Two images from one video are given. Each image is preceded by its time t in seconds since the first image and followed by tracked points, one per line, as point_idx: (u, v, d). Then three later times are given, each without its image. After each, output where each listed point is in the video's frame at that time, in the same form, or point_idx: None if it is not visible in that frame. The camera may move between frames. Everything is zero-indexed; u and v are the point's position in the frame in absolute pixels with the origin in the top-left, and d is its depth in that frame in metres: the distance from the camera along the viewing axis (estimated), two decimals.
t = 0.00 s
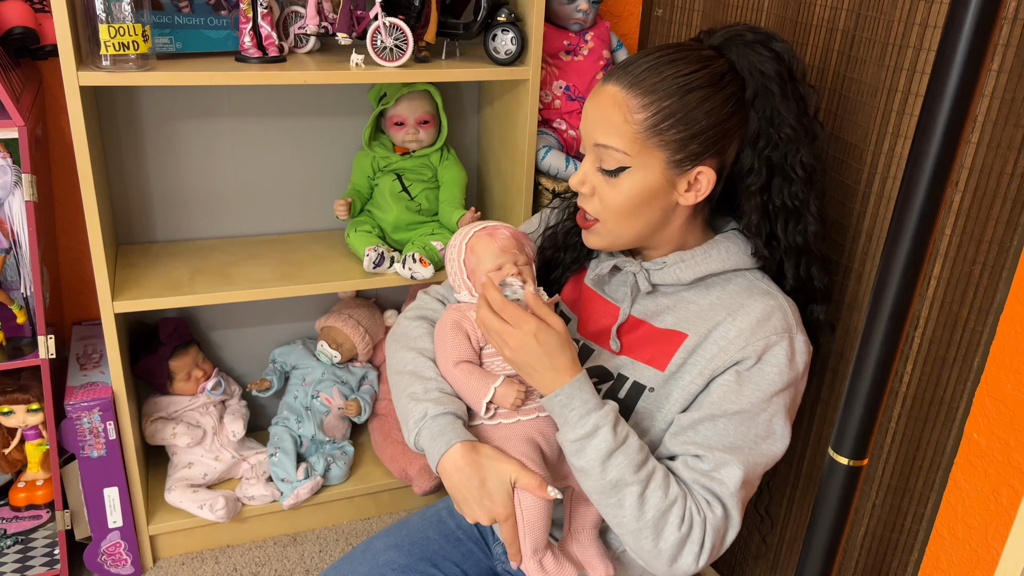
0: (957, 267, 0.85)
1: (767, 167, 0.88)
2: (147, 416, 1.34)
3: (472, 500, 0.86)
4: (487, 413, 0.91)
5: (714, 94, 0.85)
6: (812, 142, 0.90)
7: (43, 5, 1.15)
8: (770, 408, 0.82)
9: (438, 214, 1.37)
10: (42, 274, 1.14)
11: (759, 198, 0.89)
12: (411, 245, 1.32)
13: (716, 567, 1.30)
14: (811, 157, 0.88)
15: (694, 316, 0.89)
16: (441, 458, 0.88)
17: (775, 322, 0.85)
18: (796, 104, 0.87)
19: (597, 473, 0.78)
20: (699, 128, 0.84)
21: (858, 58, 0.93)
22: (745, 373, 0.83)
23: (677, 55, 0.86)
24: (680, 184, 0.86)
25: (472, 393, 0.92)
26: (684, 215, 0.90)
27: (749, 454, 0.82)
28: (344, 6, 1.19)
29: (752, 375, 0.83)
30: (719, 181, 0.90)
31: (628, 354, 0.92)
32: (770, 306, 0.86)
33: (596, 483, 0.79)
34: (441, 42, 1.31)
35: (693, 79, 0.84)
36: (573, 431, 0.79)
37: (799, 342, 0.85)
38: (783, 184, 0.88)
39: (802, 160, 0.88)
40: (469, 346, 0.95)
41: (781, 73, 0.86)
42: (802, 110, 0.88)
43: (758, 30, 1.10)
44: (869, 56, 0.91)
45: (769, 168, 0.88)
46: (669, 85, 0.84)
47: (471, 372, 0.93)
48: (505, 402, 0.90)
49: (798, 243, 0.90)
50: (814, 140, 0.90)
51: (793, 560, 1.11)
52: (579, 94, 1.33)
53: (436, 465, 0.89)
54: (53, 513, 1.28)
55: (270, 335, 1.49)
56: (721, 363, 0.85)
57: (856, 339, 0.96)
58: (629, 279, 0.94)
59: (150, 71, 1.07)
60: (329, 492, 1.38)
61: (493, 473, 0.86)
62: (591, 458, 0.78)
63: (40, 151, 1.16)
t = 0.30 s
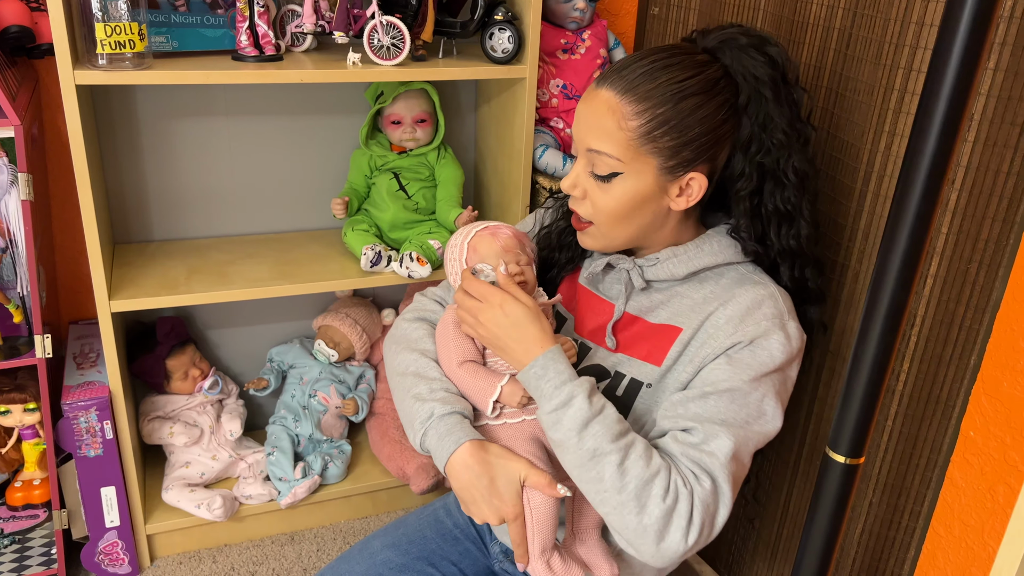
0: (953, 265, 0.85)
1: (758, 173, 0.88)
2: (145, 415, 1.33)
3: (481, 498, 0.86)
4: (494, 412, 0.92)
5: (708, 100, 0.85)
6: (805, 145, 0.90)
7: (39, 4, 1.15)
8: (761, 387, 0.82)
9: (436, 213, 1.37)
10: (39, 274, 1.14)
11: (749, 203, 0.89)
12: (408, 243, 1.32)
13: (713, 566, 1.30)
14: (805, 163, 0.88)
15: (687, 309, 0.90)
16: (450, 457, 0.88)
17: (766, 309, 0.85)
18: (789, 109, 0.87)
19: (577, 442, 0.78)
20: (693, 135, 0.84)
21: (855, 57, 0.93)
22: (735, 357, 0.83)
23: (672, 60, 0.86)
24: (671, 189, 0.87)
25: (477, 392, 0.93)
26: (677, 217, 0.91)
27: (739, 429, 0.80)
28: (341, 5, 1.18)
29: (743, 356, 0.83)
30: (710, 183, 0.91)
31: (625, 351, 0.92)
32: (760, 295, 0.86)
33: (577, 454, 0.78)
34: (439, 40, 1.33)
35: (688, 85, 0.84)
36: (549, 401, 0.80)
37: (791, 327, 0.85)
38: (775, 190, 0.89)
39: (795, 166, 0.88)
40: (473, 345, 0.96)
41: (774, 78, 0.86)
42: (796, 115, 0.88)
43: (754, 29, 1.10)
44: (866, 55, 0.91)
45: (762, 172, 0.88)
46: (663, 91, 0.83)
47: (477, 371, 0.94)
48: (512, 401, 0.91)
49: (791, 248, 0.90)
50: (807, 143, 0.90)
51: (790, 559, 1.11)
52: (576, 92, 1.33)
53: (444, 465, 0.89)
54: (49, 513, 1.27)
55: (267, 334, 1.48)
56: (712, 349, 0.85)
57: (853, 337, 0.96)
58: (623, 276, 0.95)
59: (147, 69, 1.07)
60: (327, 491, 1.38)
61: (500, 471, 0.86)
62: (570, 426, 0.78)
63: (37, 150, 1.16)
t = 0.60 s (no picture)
0: (950, 263, 0.86)
1: (753, 177, 0.88)
2: (143, 413, 1.33)
3: (480, 498, 0.86)
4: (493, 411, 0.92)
5: (704, 104, 0.85)
6: (800, 145, 0.90)
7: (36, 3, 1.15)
8: (755, 381, 0.82)
9: (434, 212, 1.37)
10: (37, 273, 1.14)
11: (744, 206, 0.89)
12: (407, 242, 1.32)
13: (711, 564, 1.30)
14: (800, 166, 0.88)
15: (683, 307, 0.90)
16: (450, 457, 0.88)
17: (761, 304, 0.85)
18: (784, 113, 0.87)
19: (569, 430, 0.78)
20: (688, 139, 0.85)
21: (852, 56, 0.93)
22: (729, 350, 0.83)
23: (668, 63, 0.85)
24: (666, 191, 0.87)
25: (476, 391, 0.93)
26: (671, 218, 0.91)
27: (731, 420, 0.81)
28: (339, 4, 1.18)
29: (737, 349, 0.83)
30: (705, 186, 0.91)
31: (621, 350, 0.92)
32: (754, 292, 0.86)
33: (570, 443, 0.78)
34: (437, 39, 1.33)
35: (684, 89, 0.84)
36: (544, 390, 0.80)
37: (786, 322, 0.85)
38: (770, 194, 0.89)
39: (791, 170, 0.88)
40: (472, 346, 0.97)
41: (772, 83, 0.86)
42: (792, 117, 0.89)
43: (751, 28, 1.10)
44: (863, 54, 0.91)
45: (758, 176, 0.88)
46: (660, 95, 0.83)
47: (475, 372, 0.94)
48: (510, 399, 0.92)
49: (786, 251, 0.91)
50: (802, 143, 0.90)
51: (788, 558, 1.11)
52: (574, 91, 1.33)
53: (443, 465, 0.89)
54: (48, 512, 1.27)
55: (266, 334, 1.49)
56: (707, 344, 0.85)
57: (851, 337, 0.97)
58: (619, 275, 0.95)
59: (145, 68, 1.07)
60: (325, 490, 1.38)
61: (498, 470, 0.86)
62: (563, 415, 0.79)
63: (35, 150, 1.16)
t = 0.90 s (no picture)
0: (947, 261, 0.85)
1: (748, 176, 0.88)
2: (141, 413, 1.33)
3: (481, 500, 0.86)
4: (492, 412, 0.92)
5: (699, 103, 0.85)
6: (795, 143, 0.90)
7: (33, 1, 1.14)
8: (746, 375, 0.82)
9: (432, 211, 1.37)
10: (35, 272, 1.14)
11: (739, 205, 0.89)
12: (405, 241, 1.32)
13: (709, 563, 1.30)
14: (795, 164, 0.88)
15: (679, 304, 0.90)
16: (450, 461, 0.88)
17: (755, 300, 0.85)
18: (779, 111, 0.87)
19: (552, 422, 0.79)
20: (683, 139, 0.85)
21: (849, 55, 0.93)
22: (721, 345, 0.83)
23: (663, 62, 0.85)
24: (661, 192, 0.87)
25: (476, 392, 0.93)
26: (666, 218, 0.91)
27: (716, 411, 0.81)
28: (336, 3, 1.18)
29: (729, 344, 0.83)
30: (700, 185, 0.91)
31: (618, 349, 0.93)
32: (750, 288, 0.86)
33: (552, 434, 0.79)
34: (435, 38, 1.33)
35: (679, 88, 0.84)
36: (525, 383, 0.81)
37: (779, 316, 0.85)
38: (765, 192, 0.89)
39: (786, 168, 0.88)
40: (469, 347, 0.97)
41: (766, 81, 0.86)
42: (786, 115, 0.89)
43: (748, 27, 1.11)
44: (860, 52, 0.91)
45: (753, 175, 0.88)
46: (654, 95, 0.83)
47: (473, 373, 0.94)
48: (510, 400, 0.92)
49: (782, 250, 0.91)
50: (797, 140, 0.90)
51: (785, 556, 1.11)
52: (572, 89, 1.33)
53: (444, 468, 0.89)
54: (45, 512, 1.27)
55: (264, 333, 1.48)
56: (701, 341, 0.85)
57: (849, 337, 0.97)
58: (615, 274, 0.95)
59: (142, 67, 1.06)
60: (323, 489, 1.38)
61: (498, 471, 0.86)
62: (545, 406, 0.79)
63: (32, 149, 1.16)
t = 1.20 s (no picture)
0: (944, 261, 0.85)
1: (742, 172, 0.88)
2: (138, 412, 1.33)
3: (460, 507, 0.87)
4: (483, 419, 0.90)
5: (691, 99, 0.85)
6: (789, 139, 0.90)
7: None
8: (742, 377, 0.82)
9: (429, 210, 1.38)
10: (31, 271, 1.13)
11: (734, 201, 0.90)
12: (402, 240, 1.32)
13: (706, 562, 1.30)
14: (789, 160, 0.88)
15: (674, 303, 0.90)
16: (429, 468, 0.90)
17: (749, 299, 0.85)
18: (772, 106, 0.87)
19: (549, 434, 0.79)
20: (676, 136, 0.85)
21: (845, 54, 0.93)
22: (717, 347, 0.83)
23: (654, 59, 0.85)
24: (655, 188, 0.87)
25: (466, 399, 0.91)
26: (662, 217, 0.91)
27: (714, 417, 0.81)
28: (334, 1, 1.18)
29: (725, 346, 0.83)
30: (695, 182, 0.91)
31: (614, 348, 0.92)
32: (744, 286, 0.86)
33: (550, 447, 0.79)
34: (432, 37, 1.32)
35: (671, 85, 0.84)
36: (522, 396, 0.81)
37: (775, 316, 0.85)
38: (760, 187, 0.89)
39: (780, 164, 0.88)
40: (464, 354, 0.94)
41: (759, 76, 0.86)
42: (780, 111, 0.89)
43: (746, 26, 1.11)
44: (857, 51, 0.91)
45: (747, 171, 0.88)
46: (646, 92, 0.83)
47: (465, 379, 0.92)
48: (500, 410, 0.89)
49: (776, 245, 0.91)
50: (791, 136, 0.90)
51: (781, 555, 1.11)
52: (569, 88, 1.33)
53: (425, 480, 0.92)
54: (43, 511, 1.27)
55: (261, 332, 1.48)
56: (695, 341, 0.85)
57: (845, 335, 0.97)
58: (610, 273, 0.95)
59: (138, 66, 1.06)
60: (321, 488, 1.38)
61: (476, 474, 0.86)
62: (543, 419, 0.79)
63: (29, 147, 1.16)
